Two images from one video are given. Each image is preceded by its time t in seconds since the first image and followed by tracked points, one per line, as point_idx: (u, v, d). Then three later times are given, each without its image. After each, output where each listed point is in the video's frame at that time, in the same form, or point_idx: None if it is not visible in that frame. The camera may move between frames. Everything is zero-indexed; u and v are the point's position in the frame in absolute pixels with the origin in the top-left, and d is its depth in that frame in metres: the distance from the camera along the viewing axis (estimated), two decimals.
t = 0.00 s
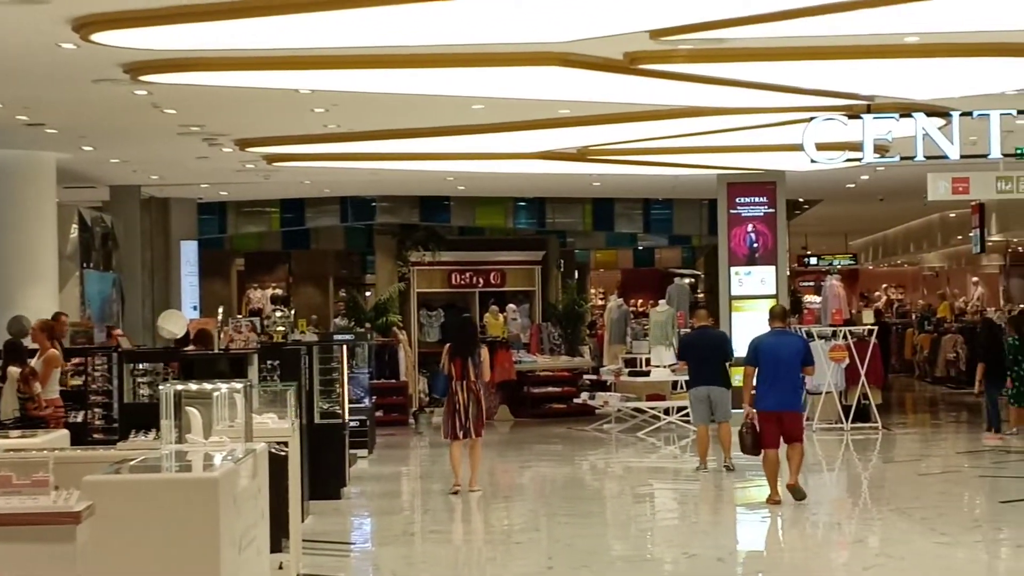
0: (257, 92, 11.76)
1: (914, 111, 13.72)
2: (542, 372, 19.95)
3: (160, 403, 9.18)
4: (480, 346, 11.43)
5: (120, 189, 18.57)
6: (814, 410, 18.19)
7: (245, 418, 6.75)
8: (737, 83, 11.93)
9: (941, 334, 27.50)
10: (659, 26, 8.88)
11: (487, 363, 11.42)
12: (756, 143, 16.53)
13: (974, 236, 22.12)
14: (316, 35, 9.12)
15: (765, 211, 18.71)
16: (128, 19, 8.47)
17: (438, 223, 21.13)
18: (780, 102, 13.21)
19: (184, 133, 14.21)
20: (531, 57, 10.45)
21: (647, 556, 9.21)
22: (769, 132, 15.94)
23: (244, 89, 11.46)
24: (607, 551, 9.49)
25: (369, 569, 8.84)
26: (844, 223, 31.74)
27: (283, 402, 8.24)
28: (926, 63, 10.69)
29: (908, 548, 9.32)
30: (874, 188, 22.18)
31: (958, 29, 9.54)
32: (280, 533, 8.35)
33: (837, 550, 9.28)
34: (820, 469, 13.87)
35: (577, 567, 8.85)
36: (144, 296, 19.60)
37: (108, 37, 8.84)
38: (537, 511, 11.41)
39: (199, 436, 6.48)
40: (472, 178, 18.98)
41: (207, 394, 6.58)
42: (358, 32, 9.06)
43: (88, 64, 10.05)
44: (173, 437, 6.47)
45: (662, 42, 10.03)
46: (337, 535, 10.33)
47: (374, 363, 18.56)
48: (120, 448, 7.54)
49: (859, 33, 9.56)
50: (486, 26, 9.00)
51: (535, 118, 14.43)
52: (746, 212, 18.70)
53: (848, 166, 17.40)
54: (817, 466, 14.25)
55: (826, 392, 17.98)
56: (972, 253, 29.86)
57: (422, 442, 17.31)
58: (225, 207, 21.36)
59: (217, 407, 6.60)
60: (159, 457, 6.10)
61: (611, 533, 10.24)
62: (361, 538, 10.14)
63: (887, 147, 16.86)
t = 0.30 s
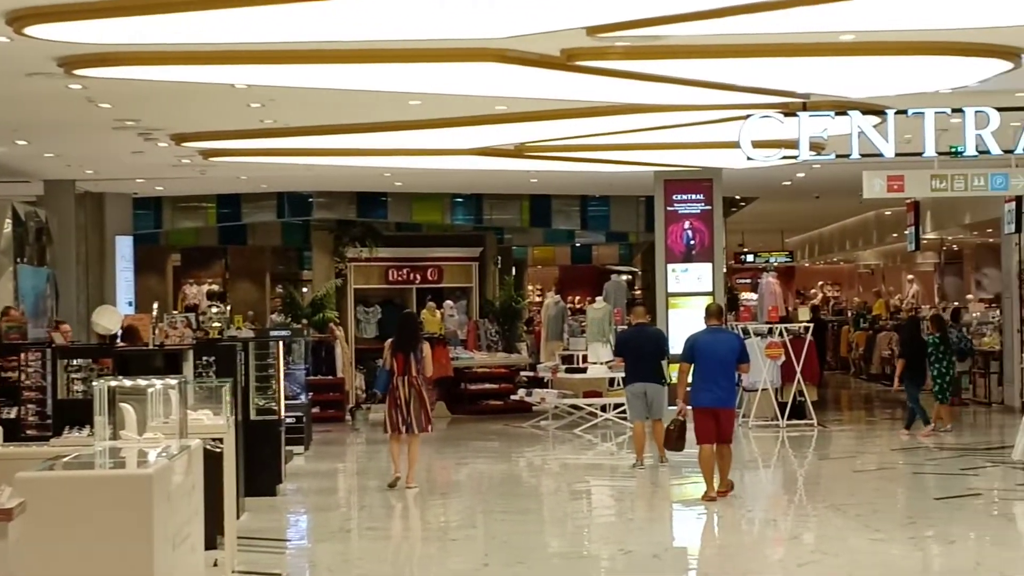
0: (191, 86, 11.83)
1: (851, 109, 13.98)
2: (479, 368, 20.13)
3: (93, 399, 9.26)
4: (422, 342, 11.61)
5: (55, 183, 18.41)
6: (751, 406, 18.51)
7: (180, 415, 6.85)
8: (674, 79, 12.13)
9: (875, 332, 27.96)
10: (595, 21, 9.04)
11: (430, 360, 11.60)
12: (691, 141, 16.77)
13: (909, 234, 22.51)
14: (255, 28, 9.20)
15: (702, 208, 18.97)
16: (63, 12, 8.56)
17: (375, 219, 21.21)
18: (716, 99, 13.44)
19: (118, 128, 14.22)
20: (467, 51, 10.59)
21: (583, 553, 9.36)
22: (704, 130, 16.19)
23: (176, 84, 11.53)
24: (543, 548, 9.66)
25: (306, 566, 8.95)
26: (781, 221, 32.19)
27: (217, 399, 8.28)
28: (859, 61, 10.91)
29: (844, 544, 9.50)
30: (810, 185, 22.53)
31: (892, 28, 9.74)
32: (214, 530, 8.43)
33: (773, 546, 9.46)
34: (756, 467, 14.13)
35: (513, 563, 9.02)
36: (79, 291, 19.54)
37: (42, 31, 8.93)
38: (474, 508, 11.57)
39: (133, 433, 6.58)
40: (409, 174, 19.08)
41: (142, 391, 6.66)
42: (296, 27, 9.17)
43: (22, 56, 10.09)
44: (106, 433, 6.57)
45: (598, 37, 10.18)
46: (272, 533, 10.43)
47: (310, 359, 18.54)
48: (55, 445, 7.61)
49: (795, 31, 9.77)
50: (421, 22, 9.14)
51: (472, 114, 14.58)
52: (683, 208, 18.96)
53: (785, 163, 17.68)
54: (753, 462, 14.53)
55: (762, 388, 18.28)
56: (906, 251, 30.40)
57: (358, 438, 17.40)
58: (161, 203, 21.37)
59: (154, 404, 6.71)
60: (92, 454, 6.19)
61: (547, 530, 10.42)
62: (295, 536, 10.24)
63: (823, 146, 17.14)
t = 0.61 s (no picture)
0: (138, 82, 11.93)
1: (796, 107, 14.19)
2: (426, 365, 20.32)
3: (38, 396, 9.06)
4: (370, 339, 11.79)
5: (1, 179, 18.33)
6: (697, 402, 18.83)
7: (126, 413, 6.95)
8: (621, 78, 12.35)
9: (819, 328, 28.40)
10: (541, 19, 9.24)
11: (377, 357, 11.78)
12: (637, 138, 17.02)
13: (855, 231, 22.85)
14: (203, 23, 9.33)
15: (649, 205, 19.26)
16: (8, 8, 8.70)
17: (321, 215, 21.33)
18: (663, 95, 13.65)
19: (63, 124, 14.28)
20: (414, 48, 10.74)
21: (529, 549, 9.57)
22: (650, 126, 16.44)
23: (122, 80, 11.63)
24: (489, 544, 9.85)
25: (253, 563, 9.10)
26: (728, 218, 32.61)
27: (162, 395, 8.41)
28: (802, 57, 11.13)
29: (788, 540, 9.72)
30: (755, 181, 22.85)
31: (835, 25, 9.95)
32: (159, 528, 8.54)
33: (718, 542, 9.67)
34: (702, 463, 14.39)
35: (459, 559, 9.21)
36: (23, 288, 19.55)
37: None
38: (421, 505, 11.76)
39: (77, 430, 6.68)
40: (356, 171, 19.21)
41: (86, 387, 6.78)
42: (242, 22, 9.31)
43: None
44: (52, 430, 6.66)
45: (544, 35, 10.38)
46: (218, 530, 10.56)
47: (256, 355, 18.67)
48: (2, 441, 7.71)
49: (738, 28, 10.00)
50: (366, 19, 9.30)
51: (419, 110, 14.76)
52: (630, 205, 19.25)
53: (731, 160, 17.98)
54: (700, 459, 14.80)
55: (708, 384, 18.61)
56: (851, 249, 30.89)
57: (305, 435, 17.53)
58: (106, 199, 21.46)
59: (98, 401, 6.77)
60: (38, 451, 6.29)
61: (494, 526, 10.62)
62: (242, 533, 10.37)
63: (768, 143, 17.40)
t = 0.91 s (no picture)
0: (87, 80, 12.01)
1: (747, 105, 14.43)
2: (379, 363, 20.43)
3: None
4: (318, 337, 11.90)
5: None
6: (649, 400, 19.10)
7: (75, 411, 7.04)
8: (570, 76, 12.55)
9: (769, 326, 28.80)
10: (491, 17, 9.44)
11: (325, 354, 11.88)
12: (588, 136, 17.25)
13: (807, 229, 23.08)
14: (156, 21, 9.46)
15: (601, 203, 19.50)
16: None
17: (273, 213, 21.39)
18: (613, 93, 13.86)
19: (13, 121, 14.34)
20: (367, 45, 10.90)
21: (481, 547, 9.75)
22: (599, 124, 16.67)
23: (71, 77, 11.71)
24: (442, 542, 10.03)
25: (203, 562, 9.23)
26: (680, 216, 32.97)
27: (112, 393, 8.54)
28: (754, 54, 11.34)
29: (738, 537, 9.94)
30: (707, 179, 23.17)
31: (779, 23, 10.18)
32: (110, 526, 8.63)
33: (671, 539, 9.87)
34: (654, 460, 14.65)
35: (411, 557, 9.38)
36: None
37: None
38: (372, 503, 11.94)
39: (26, 428, 6.79)
40: (308, 168, 19.31)
41: (35, 387, 6.89)
42: (194, 21, 9.45)
43: None
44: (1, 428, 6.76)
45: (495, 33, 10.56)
46: (167, 528, 10.68)
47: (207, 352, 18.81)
48: None
49: (690, 25, 10.23)
50: (317, 17, 9.48)
51: (371, 107, 14.93)
52: (582, 203, 19.49)
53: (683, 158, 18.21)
54: (652, 457, 15.06)
55: (660, 382, 19.00)
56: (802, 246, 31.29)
57: (256, 433, 17.65)
58: (57, 196, 21.63)
59: (46, 400, 6.94)
60: None
61: (447, 524, 10.81)
62: (194, 531, 10.50)
63: (720, 140, 17.65)
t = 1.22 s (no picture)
0: (18, 81, 12.36)
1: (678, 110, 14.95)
2: (308, 366, 20.85)
3: None
4: (243, 340, 12.29)
5: None
6: (580, 404, 19.60)
7: None
8: (498, 81, 13.06)
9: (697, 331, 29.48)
10: (416, 21, 9.85)
11: (249, 356, 12.27)
12: (517, 140, 17.75)
13: (738, 235, 23.75)
14: (87, 21, 9.81)
15: (531, 207, 20.03)
16: None
17: (203, 214, 21.73)
18: (540, 98, 14.37)
19: None
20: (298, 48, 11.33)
21: (409, 551, 10.17)
22: (528, 130, 17.16)
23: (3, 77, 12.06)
24: (371, 546, 10.44)
25: (131, 566, 9.59)
26: (610, 220, 33.60)
27: (39, 396, 8.88)
28: (687, 62, 11.81)
29: (666, 541, 10.36)
30: (637, 185, 23.74)
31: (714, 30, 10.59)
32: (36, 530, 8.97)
33: (600, 543, 10.30)
34: (583, 465, 15.14)
35: (339, 561, 9.77)
36: None
37: None
38: (301, 506, 12.36)
39: None
40: (238, 171, 19.64)
41: None
42: (125, 21, 9.81)
43: None
44: None
45: (426, 36, 10.98)
46: (95, 532, 11.02)
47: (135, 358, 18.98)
48: None
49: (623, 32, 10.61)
50: (245, 19, 9.88)
51: (301, 110, 15.36)
52: (513, 207, 20.01)
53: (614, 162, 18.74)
54: (583, 461, 15.58)
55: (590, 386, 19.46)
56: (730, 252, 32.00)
57: (184, 437, 17.97)
58: None
59: None
60: None
61: (375, 528, 11.23)
62: (121, 536, 10.86)
63: (651, 145, 18.20)
